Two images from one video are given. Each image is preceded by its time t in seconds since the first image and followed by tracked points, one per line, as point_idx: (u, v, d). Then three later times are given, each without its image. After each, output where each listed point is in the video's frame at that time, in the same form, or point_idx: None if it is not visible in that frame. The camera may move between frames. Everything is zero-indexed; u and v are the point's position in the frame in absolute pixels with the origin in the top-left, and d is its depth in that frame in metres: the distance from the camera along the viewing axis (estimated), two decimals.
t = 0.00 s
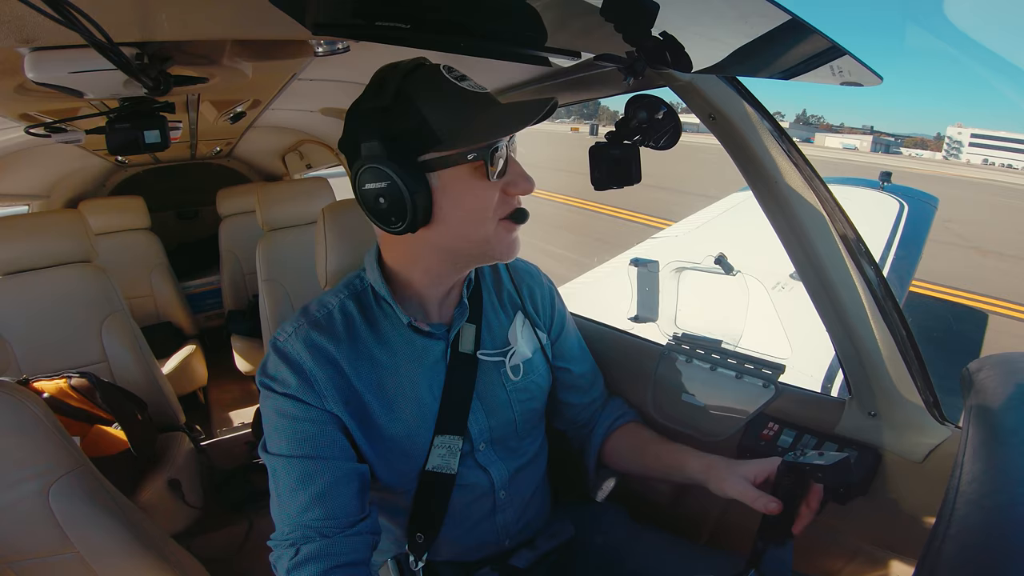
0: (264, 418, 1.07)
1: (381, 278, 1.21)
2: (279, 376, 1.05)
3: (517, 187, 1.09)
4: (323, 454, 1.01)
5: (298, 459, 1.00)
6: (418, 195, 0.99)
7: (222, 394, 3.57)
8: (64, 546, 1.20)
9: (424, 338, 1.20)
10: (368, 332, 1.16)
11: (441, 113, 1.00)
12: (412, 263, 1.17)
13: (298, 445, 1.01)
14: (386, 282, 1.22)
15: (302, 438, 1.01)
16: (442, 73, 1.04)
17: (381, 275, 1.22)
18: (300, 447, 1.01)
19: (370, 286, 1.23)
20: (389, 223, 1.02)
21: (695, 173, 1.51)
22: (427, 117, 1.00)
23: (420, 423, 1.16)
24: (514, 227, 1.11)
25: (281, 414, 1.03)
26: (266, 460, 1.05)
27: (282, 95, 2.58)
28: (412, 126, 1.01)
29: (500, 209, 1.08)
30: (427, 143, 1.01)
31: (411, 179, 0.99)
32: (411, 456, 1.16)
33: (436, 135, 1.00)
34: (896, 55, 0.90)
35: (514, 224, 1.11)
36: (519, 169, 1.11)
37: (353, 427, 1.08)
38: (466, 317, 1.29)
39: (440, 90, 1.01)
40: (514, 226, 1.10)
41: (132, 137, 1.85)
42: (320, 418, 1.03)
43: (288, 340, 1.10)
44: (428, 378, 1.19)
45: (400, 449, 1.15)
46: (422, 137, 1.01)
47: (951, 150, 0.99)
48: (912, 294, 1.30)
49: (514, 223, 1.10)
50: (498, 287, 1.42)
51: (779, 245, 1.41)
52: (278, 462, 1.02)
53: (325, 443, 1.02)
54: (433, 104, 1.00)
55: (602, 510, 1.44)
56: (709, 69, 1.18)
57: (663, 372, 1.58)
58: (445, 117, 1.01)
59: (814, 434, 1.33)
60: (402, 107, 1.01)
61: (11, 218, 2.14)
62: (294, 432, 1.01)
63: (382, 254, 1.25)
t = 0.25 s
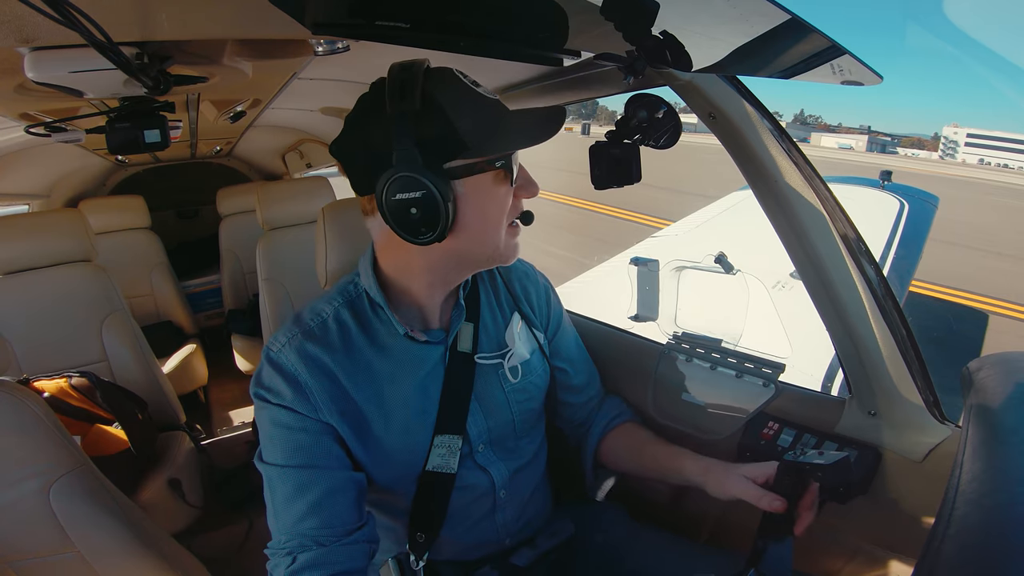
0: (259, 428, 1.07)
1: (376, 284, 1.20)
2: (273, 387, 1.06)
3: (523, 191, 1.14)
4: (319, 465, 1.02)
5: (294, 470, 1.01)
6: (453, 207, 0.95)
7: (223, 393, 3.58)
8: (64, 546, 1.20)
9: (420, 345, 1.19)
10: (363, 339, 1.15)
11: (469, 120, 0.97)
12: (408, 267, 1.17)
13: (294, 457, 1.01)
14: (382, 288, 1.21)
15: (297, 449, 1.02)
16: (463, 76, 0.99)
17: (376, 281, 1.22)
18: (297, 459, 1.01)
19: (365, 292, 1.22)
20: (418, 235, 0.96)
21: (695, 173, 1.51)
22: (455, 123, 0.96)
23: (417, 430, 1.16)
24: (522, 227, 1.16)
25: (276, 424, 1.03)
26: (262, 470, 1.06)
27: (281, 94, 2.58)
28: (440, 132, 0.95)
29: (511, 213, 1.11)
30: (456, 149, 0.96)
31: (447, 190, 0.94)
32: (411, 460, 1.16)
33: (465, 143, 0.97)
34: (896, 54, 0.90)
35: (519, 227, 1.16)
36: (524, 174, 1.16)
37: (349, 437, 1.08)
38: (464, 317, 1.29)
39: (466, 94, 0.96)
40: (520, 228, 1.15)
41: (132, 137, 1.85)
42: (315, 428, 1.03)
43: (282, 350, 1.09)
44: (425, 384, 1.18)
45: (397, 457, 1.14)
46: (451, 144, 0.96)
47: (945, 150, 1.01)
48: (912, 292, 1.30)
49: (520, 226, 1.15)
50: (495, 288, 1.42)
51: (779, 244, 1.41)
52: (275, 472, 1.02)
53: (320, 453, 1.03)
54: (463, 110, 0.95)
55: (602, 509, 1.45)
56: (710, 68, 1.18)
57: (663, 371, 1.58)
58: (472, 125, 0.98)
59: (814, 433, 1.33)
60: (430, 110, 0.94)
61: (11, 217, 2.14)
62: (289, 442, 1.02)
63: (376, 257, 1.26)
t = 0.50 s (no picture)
0: (259, 433, 1.07)
1: (375, 288, 1.20)
2: (273, 392, 1.05)
3: (523, 196, 1.15)
4: (320, 469, 1.02)
5: (295, 474, 1.01)
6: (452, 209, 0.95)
7: (222, 394, 3.57)
8: (63, 546, 1.20)
9: (419, 349, 1.19)
10: (362, 343, 1.15)
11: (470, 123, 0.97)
12: (404, 270, 1.17)
13: (296, 461, 1.01)
14: (381, 292, 1.21)
15: (298, 453, 1.02)
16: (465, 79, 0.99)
17: (375, 284, 1.22)
18: (299, 464, 1.01)
19: (364, 295, 1.22)
20: (418, 237, 0.95)
21: (695, 173, 1.51)
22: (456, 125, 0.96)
23: (417, 433, 1.16)
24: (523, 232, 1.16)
25: (277, 430, 1.03)
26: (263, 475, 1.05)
27: (281, 94, 2.58)
28: (441, 134, 0.95)
29: (512, 217, 1.12)
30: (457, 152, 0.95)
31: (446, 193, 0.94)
32: (410, 464, 1.15)
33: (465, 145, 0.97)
34: (896, 55, 0.90)
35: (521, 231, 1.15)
36: (525, 179, 1.16)
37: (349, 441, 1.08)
38: (463, 320, 1.30)
39: (467, 97, 0.97)
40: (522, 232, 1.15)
41: (132, 137, 1.85)
42: (316, 433, 1.03)
43: (281, 354, 1.09)
44: (424, 388, 1.18)
45: (397, 461, 1.14)
46: (451, 147, 0.96)
47: (942, 149, 1.01)
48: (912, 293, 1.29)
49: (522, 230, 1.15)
50: (494, 292, 1.43)
51: (778, 246, 1.41)
52: (276, 477, 1.02)
53: (322, 457, 1.02)
54: (463, 113, 0.96)
55: (602, 510, 1.45)
56: (709, 69, 1.18)
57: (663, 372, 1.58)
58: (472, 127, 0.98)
59: (814, 434, 1.33)
60: (431, 112, 0.94)
61: (11, 217, 2.13)
62: (290, 447, 1.02)
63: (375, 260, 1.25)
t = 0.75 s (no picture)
0: (265, 417, 1.07)
1: (381, 278, 1.22)
2: (280, 375, 1.06)
3: (506, 194, 1.08)
4: (326, 453, 1.01)
5: (301, 458, 1.00)
6: (392, 192, 1.02)
7: (222, 393, 3.57)
8: (64, 546, 1.20)
9: (423, 341, 1.20)
10: (367, 332, 1.16)
11: (427, 115, 1.03)
12: (410, 266, 1.19)
13: (300, 444, 1.01)
14: (385, 282, 1.22)
15: (304, 437, 1.01)
16: (436, 77, 1.06)
17: (380, 276, 1.24)
18: (303, 447, 1.01)
19: (368, 285, 1.23)
20: (369, 218, 1.05)
21: (694, 173, 1.51)
22: (413, 117, 1.03)
23: (419, 426, 1.16)
24: (505, 234, 1.09)
25: (283, 412, 1.03)
26: (268, 459, 1.05)
27: (281, 94, 2.58)
28: (399, 126, 1.04)
29: (485, 215, 1.07)
30: (410, 142, 1.04)
31: (386, 177, 1.01)
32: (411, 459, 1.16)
33: (420, 135, 1.03)
34: (895, 55, 0.90)
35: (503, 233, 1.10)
36: (512, 177, 1.10)
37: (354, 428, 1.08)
38: (465, 318, 1.29)
39: (430, 93, 1.04)
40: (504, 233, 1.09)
41: (131, 136, 1.85)
42: (322, 416, 1.03)
43: (289, 340, 1.10)
44: (427, 380, 1.19)
45: (400, 452, 1.15)
46: (406, 136, 1.04)
47: (939, 149, 1.01)
48: (912, 293, 1.30)
49: (502, 230, 1.09)
50: (498, 290, 1.42)
51: (779, 245, 1.41)
52: (281, 461, 1.02)
53: (328, 441, 1.02)
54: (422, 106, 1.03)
55: (602, 509, 1.45)
56: (709, 68, 1.18)
57: (663, 371, 1.58)
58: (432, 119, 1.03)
59: (814, 434, 1.32)
60: (393, 107, 1.04)
61: (10, 217, 2.13)
62: (297, 429, 1.02)
63: (381, 253, 1.28)
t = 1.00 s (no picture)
0: (264, 410, 1.07)
1: (380, 276, 1.23)
2: (280, 367, 1.06)
3: (472, 189, 1.07)
4: (326, 445, 1.01)
5: (302, 449, 1.00)
6: (361, 183, 1.08)
7: (222, 394, 3.57)
8: (63, 547, 1.19)
9: (421, 338, 1.21)
10: (365, 328, 1.17)
11: (397, 109, 1.08)
12: (409, 266, 1.19)
13: (300, 435, 1.01)
14: (385, 280, 1.24)
15: (304, 428, 1.01)
16: (414, 72, 1.09)
17: (380, 273, 1.25)
18: (303, 438, 1.01)
19: (368, 282, 1.24)
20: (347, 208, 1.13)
21: (694, 172, 1.51)
22: (386, 112, 1.09)
23: (417, 424, 1.17)
24: (471, 231, 1.07)
25: (283, 404, 1.03)
26: (267, 452, 1.05)
27: (280, 95, 2.58)
28: (376, 121, 1.11)
29: (448, 209, 1.06)
30: (382, 136, 1.10)
31: (357, 169, 1.08)
32: (410, 459, 1.16)
33: (390, 128, 1.08)
34: (893, 55, 0.90)
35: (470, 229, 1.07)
36: (483, 173, 1.08)
37: (352, 422, 1.08)
38: (464, 319, 1.29)
39: (402, 87, 1.08)
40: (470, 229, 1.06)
41: (130, 138, 1.85)
42: (322, 408, 1.03)
43: (289, 333, 1.11)
44: (426, 379, 1.19)
45: (398, 450, 1.15)
46: (380, 131, 1.10)
47: (935, 149, 1.00)
48: (912, 293, 1.29)
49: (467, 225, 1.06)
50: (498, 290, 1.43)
51: (778, 245, 1.41)
52: (281, 452, 1.01)
53: (328, 432, 1.02)
54: (393, 101, 1.08)
55: (602, 510, 1.45)
56: (709, 69, 1.18)
57: (663, 371, 1.58)
58: (399, 112, 1.07)
59: (813, 434, 1.32)
60: (370, 103, 1.11)
61: (10, 218, 2.13)
62: (297, 421, 1.01)
63: (381, 251, 1.28)
